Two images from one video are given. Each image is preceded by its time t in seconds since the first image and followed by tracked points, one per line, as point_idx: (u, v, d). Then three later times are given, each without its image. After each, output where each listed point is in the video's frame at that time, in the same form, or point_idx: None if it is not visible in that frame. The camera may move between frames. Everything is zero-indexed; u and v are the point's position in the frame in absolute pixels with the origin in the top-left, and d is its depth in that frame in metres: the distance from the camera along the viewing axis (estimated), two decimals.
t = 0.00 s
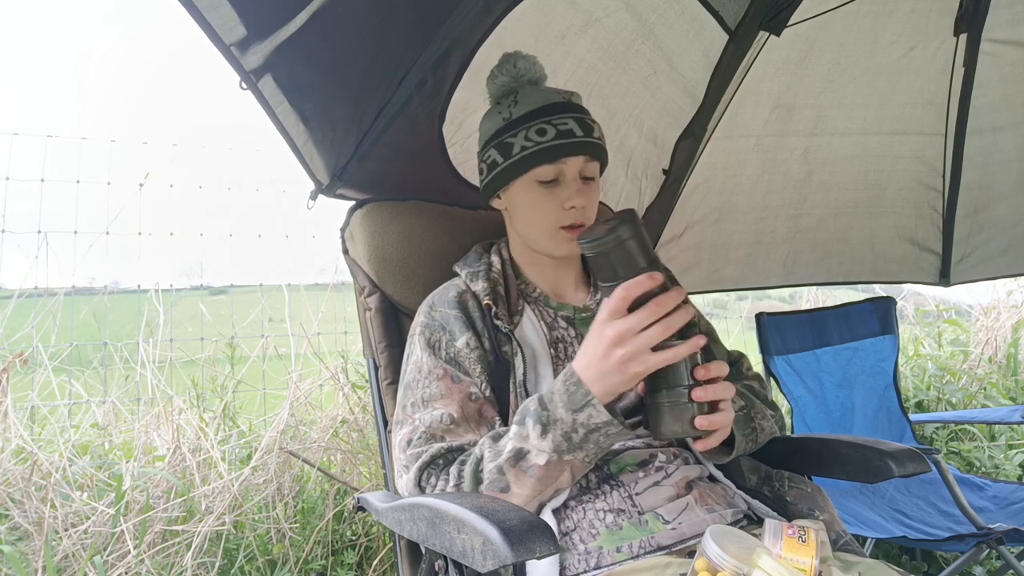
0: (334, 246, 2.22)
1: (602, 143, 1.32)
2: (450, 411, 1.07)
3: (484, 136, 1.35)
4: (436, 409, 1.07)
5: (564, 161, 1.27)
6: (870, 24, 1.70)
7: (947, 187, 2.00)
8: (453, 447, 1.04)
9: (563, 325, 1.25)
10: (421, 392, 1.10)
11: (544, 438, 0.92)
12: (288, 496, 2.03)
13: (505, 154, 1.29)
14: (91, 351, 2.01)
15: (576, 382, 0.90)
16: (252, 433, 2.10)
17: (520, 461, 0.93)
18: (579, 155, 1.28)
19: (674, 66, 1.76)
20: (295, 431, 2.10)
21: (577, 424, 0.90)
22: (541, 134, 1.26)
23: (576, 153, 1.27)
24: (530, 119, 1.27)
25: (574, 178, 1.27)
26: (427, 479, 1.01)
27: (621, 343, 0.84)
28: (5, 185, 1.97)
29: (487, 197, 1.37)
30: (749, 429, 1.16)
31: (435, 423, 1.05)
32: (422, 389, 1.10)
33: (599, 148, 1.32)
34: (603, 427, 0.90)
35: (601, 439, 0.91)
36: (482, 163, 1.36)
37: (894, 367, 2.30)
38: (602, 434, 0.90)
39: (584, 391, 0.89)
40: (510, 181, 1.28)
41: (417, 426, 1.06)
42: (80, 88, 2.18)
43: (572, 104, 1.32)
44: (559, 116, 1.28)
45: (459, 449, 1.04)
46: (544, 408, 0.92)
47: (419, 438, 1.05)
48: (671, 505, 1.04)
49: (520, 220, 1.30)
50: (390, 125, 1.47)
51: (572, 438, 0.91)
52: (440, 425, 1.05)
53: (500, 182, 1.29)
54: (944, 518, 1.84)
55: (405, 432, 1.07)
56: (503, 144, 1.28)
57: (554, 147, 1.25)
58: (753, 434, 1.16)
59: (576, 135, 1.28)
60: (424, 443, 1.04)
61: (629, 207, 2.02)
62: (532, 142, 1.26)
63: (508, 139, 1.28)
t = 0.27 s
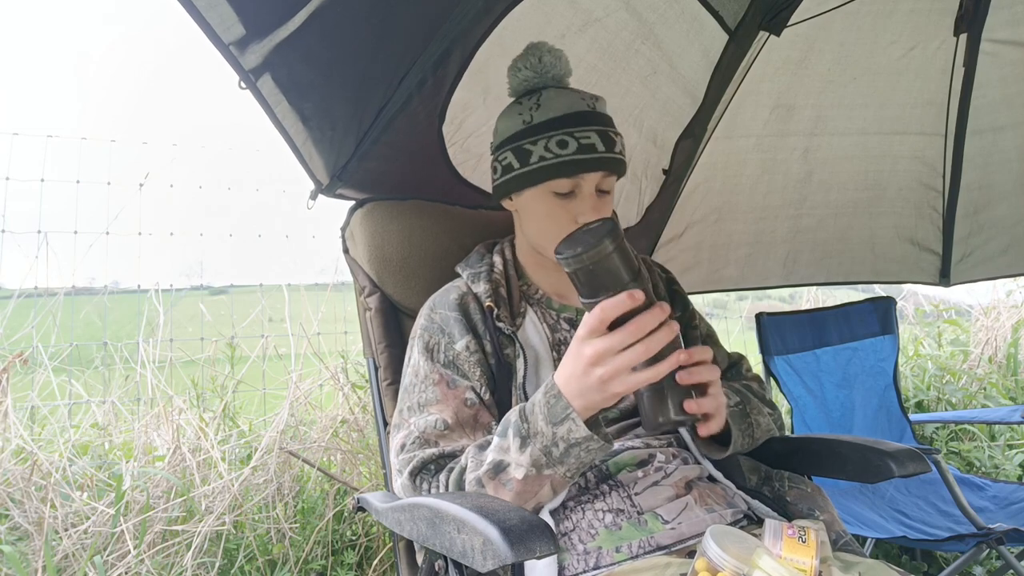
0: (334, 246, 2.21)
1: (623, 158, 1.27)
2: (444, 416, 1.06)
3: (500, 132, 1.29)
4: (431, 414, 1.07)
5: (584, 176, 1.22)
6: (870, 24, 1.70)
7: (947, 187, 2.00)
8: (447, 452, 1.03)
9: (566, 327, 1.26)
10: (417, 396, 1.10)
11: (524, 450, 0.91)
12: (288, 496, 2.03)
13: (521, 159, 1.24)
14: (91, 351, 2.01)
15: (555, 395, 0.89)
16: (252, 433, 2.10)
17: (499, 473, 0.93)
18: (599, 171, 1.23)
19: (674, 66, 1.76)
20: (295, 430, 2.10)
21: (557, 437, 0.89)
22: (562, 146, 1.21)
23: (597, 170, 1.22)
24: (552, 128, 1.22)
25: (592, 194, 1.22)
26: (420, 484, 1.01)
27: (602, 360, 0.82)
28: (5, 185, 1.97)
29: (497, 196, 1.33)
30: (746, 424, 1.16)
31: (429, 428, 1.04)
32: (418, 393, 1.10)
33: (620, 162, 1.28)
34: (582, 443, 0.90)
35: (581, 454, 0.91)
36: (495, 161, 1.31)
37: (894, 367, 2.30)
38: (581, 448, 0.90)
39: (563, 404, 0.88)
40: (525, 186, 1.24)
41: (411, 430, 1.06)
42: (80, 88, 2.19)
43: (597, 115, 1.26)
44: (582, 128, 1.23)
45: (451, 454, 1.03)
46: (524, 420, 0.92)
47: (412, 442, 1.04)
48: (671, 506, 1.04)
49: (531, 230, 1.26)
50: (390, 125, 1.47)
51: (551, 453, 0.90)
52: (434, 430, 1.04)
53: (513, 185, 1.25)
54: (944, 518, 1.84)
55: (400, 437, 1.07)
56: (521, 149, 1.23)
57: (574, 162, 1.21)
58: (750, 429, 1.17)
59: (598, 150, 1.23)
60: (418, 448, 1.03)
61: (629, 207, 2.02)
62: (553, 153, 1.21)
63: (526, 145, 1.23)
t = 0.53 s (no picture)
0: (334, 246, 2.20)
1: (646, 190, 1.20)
2: (444, 416, 1.07)
3: (521, 142, 1.20)
4: (430, 414, 1.07)
5: (606, 212, 1.14)
6: (870, 24, 1.70)
7: (947, 187, 2.00)
8: (446, 452, 1.05)
9: (568, 329, 1.26)
10: (416, 396, 1.10)
11: (521, 454, 0.91)
12: (288, 496, 2.03)
13: (540, 182, 1.16)
14: (91, 351, 2.01)
15: (554, 401, 0.89)
16: (252, 433, 2.10)
17: (497, 476, 0.92)
18: (622, 207, 1.16)
19: (674, 66, 1.76)
20: (295, 431, 2.10)
21: (555, 441, 0.90)
22: (586, 179, 1.13)
23: (619, 206, 1.15)
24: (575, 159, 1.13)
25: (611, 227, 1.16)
26: (419, 484, 1.03)
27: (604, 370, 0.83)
28: (6, 185, 1.97)
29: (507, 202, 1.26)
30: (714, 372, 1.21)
31: (428, 428, 1.05)
32: (418, 393, 1.10)
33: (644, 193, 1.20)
34: (580, 448, 0.90)
35: (579, 459, 0.91)
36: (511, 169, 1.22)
37: (894, 367, 2.30)
38: (580, 453, 0.90)
39: (562, 408, 0.89)
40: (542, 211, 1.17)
41: (411, 430, 1.07)
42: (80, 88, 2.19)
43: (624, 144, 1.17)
44: (610, 162, 1.14)
45: (450, 454, 1.04)
46: (523, 423, 0.92)
47: (411, 442, 1.05)
48: (671, 505, 1.04)
49: (543, 251, 1.21)
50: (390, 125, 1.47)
51: (550, 457, 0.91)
52: (433, 430, 1.05)
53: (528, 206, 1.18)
54: (944, 518, 1.84)
55: (400, 437, 1.08)
56: (543, 172, 1.15)
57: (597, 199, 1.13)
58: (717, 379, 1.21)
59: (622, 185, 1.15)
60: (418, 449, 1.04)
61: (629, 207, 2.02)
62: (574, 186, 1.13)
63: (546, 171, 1.15)
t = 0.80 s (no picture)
0: (334, 247, 2.21)
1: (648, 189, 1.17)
2: (444, 417, 1.06)
3: (519, 146, 1.20)
4: (431, 415, 1.06)
5: (603, 211, 1.13)
6: (870, 25, 1.70)
7: (947, 187, 2.00)
8: (447, 454, 1.03)
9: (570, 328, 1.26)
10: (417, 397, 1.10)
11: (527, 464, 0.91)
12: (288, 496, 2.03)
13: (537, 184, 1.16)
14: (91, 351, 2.01)
15: (563, 412, 0.89)
16: (252, 433, 2.10)
17: (501, 485, 0.92)
18: (620, 206, 1.14)
19: (674, 66, 1.76)
20: (295, 431, 2.10)
21: (561, 454, 0.90)
22: (580, 180, 1.12)
23: (618, 206, 1.13)
24: (570, 158, 1.13)
25: (609, 225, 1.14)
26: (419, 485, 1.02)
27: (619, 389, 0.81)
28: (5, 185, 1.97)
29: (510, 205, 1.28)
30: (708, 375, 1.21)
31: (428, 430, 1.05)
32: (418, 395, 1.10)
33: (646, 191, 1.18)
34: (586, 462, 0.90)
35: (585, 473, 0.91)
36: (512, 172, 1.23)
37: (894, 367, 2.30)
38: (586, 468, 0.90)
39: (570, 421, 0.88)
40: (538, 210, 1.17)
41: (411, 431, 1.06)
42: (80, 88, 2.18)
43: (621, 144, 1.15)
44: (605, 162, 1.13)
45: (452, 457, 1.03)
46: (530, 433, 0.92)
47: (412, 443, 1.05)
48: (671, 505, 1.04)
49: (544, 251, 1.22)
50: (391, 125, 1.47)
51: (555, 470, 0.91)
52: (433, 432, 1.04)
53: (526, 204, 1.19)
54: (944, 518, 1.84)
55: (401, 438, 1.07)
56: (539, 173, 1.15)
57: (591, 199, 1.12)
58: (712, 382, 1.21)
59: (619, 185, 1.13)
60: (418, 450, 1.04)
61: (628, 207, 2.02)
62: (569, 187, 1.12)
63: (540, 170, 1.15)
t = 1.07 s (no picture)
0: (335, 247, 2.22)
1: (599, 158, 1.25)
2: (443, 419, 1.04)
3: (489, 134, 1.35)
4: (429, 416, 1.05)
5: (554, 178, 1.23)
6: (870, 25, 1.70)
7: (947, 188, 1.99)
8: (448, 457, 1.01)
9: (569, 329, 1.26)
10: (415, 398, 1.09)
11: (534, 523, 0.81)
12: (288, 496, 2.03)
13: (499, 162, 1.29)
14: (92, 351, 2.01)
15: (576, 486, 0.77)
16: (252, 433, 2.09)
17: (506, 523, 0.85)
18: (570, 172, 1.23)
19: (674, 67, 1.76)
20: (295, 430, 2.10)
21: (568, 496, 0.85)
22: (527, 148, 1.23)
23: (567, 172, 1.23)
24: (519, 130, 1.25)
25: (563, 194, 1.23)
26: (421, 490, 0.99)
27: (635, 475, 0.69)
28: (5, 185, 1.97)
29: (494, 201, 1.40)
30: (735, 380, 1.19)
31: (427, 431, 1.03)
32: (417, 395, 1.09)
33: (600, 163, 1.26)
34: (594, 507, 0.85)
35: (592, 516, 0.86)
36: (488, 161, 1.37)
37: (894, 367, 2.30)
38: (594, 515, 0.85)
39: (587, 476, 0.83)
40: (502, 189, 1.30)
41: (411, 433, 1.04)
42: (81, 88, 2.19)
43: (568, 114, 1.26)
44: (549, 129, 1.24)
45: (453, 459, 1.01)
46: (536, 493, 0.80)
47: (411, 444, 1.02)
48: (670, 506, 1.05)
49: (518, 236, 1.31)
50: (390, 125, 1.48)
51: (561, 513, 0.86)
52: (433, 433, 1.03)
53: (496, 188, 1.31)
54: (944, 518, 1.84)
55: (399, 440, 1.05)
56: (498, 151, 1.29)
57: (539, 163, 1.23)
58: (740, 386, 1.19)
59: (565, 151, 1.23)
60: (417, 454, 1.01)
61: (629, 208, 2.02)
62: (519, 155, 1.24)
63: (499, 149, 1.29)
